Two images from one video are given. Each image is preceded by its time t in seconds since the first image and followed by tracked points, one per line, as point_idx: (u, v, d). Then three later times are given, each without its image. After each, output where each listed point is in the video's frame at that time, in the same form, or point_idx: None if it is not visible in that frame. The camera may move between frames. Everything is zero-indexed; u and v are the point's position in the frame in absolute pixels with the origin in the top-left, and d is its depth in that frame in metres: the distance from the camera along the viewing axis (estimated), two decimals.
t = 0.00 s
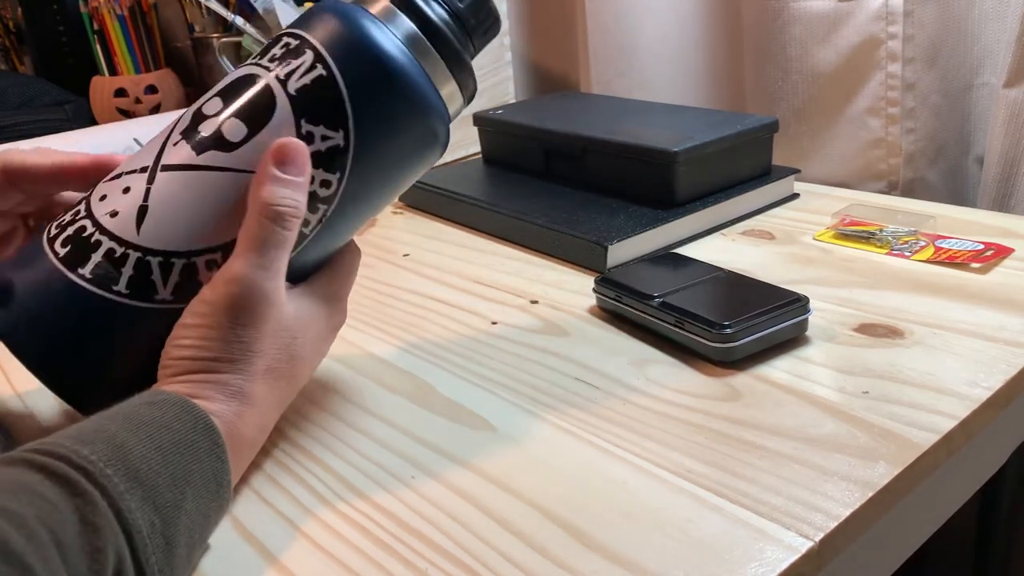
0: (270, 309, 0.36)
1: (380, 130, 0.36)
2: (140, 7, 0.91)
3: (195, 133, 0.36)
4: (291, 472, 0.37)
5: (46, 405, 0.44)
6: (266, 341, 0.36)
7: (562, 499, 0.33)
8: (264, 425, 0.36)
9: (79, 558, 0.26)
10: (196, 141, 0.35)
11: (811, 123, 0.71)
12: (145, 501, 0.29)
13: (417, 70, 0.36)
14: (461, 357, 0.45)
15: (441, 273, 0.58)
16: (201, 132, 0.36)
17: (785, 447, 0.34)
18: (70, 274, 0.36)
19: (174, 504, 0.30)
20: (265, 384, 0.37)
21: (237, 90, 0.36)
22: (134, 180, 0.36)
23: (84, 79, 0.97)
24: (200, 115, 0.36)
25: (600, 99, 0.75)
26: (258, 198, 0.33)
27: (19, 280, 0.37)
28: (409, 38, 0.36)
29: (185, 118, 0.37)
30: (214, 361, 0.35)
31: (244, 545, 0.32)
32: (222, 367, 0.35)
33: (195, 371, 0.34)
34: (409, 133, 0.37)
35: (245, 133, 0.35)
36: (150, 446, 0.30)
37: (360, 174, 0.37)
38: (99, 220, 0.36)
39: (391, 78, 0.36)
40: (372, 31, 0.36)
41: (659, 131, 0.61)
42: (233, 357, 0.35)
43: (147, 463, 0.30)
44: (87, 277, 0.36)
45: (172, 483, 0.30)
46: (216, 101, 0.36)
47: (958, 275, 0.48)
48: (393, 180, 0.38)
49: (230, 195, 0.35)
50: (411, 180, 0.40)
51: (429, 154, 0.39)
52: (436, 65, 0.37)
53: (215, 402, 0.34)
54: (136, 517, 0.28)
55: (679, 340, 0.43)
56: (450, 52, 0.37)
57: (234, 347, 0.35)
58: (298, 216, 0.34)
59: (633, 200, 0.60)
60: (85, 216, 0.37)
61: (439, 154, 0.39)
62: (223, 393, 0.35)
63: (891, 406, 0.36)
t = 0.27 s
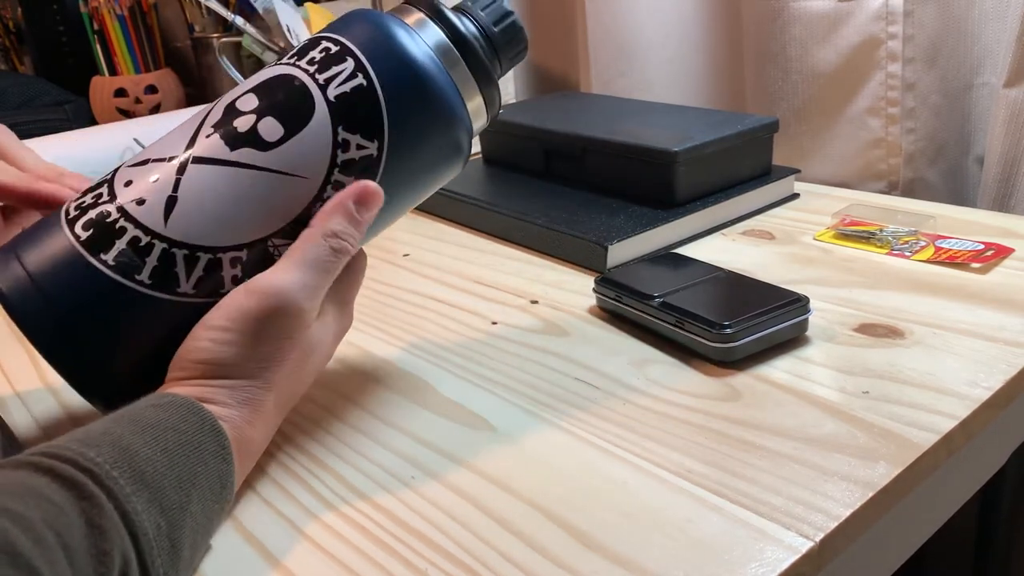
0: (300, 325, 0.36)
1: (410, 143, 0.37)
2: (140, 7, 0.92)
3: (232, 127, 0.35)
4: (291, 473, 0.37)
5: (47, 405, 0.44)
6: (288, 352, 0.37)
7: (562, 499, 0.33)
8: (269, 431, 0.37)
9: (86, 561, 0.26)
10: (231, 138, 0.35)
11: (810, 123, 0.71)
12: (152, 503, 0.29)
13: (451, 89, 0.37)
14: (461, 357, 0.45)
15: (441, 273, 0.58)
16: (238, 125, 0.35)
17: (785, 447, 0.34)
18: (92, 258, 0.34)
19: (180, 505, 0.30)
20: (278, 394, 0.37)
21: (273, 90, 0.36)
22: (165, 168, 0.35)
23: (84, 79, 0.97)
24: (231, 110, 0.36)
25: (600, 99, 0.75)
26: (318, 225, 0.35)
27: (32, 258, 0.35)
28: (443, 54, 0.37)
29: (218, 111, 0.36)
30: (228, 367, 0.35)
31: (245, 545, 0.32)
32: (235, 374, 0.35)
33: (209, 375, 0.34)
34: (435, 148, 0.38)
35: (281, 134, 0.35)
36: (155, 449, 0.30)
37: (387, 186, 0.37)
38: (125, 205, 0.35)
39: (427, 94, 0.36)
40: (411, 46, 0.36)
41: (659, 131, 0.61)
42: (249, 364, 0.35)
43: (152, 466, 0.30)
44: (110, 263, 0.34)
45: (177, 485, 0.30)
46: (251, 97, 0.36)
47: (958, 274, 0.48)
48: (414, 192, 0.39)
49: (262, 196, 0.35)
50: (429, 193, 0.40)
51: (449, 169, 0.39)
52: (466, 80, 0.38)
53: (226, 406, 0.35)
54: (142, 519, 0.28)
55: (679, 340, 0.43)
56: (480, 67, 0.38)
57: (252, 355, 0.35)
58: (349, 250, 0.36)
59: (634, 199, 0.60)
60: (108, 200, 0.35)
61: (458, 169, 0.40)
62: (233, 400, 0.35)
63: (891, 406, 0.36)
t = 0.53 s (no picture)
0: (310, 336, 0.37)
1: (426, 146, 0.37)
2: (140, 7, 0.92)
3: (243, 121, 0.35)
4: (292, 473, 0.37)
5: (48, 405, 0.44)
6: (298, 360, 0.37)
7: (562, 499, 0.33)
8: (269, 434, 0.37)
9: (84, 568, 0.26)
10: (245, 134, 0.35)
11: (810, 123, 0.71)
12: (150, 508, 0.29)
13: (471, 95, 0.37)
14: (461, 357, 0.45)
15: (441, 273, 0.58)
16: (249, 120, 0.35)
17: (785, 447, 0.34)
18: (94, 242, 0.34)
19: (179, 509, 0.30)
20: (280, 398, 0.37)
21: (289, 87, 0.35)
22: (172, 158, 0.35)
23: (84, 79, 0.97)
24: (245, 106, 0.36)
25: (600, 99, 0.74)
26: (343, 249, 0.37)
27: (32, 239, 0.35)
28: (462, 59, 0.37)
29: (230, 105, 0.36)
30: (232, 370, 0.35)
31: (246, 546, 0.32)
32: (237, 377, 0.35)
33: (211, 377, 0.35)
34: (450, 152, 0.38)
35: (292, 131, 0.35)
36: (154, 453, 0.30)
37: (399, 187, 0.37)
38: (128, 191, 0.35)
39: (445, 99, 0.36)
40: (431, 51, 0.36)
41: (659, 131, 0.61)
42: (252, 368, 0.35)
43: (151, 471, 0.30)
44: (109, 249, 0.34)
45: (176, 489, 0.30)
46: (266, 92, 0.36)
47: (958, 275, 0.48)
48: (428, 195, 0.39)
49: (267, 194, 0.35)
50: (443, 196, 0.40)
51: (465, 174, 0.39)
52: (485, 87, 0.38)
53: (223, 408, 0.35)
54: (141, 525, 0.28)
55: (679, 340, 0.43)
56: (498, 74, 0.38)
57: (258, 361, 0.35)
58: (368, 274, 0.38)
59: (634, 200, 0.60)
60: (111, 186, 0.35)
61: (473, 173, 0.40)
62: (231, 403, 0.35)
63: (891, 406, 0.36)
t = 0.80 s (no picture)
0: (314, 336, 0.37)
1: (439, 154, 0.38)
2: (140, 7, 0.92)
3: (265, 113, 0.35)
4: (292, 474, 0.37)
5: (48, 405, 0.44)
6: (303, 360, 0.37)
7: (562, 499, 0.33)
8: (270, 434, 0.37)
9: (85, 569, 0.26)
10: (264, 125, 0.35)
11: (810, 123, 0.71)
12: (151, 508, 0.29)
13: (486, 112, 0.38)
14: (461, 357, 0.45)
15: (441, 273, 0.58)
16: (272, 111, 0.35)
17: (785, 447, 0.34)
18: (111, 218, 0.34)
19: (181, 509, 0.30)
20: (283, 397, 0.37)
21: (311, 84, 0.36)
22: (192, 141, 0.35)
23: (84, 79, 0.97)
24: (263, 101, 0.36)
25: (600, 99, 0.74)
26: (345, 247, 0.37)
27: (45, 212, 0.34)
28: (480, 76, 0.38)
29: (254, 94, 0.36)
30: (235, 370, 0.35)
31: (246, 546, 0.32)
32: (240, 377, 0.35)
33: (215, 377, 0.35)
34: (462, 163, 0.38)
35: (314, 125, 0.35)
36: (155, 454, 0.30)
37: (411, 192, 0.38)
38: (147, 169, 0.34)
39: (462, 112, 0.37)
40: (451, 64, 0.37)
41: (659, 131, 0.61)
42: (257, 368, 0.36)
43: (152, 471, 0.30)
44: (123, 225, 0.34)
45: (178, 489, 0.30)
46: (288, 87, 0.36)
47: (958, 275, 0.48)
48: (437, 203, 0.40)
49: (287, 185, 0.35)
50: (450, 206, 0.41)
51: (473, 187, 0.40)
52: (499, 105, 0.39)
53: (225, 408, 0.35)
54: (142, 525, 0.28)
55: (679, 340, 0.43)
56: (510, 89, 0.39)
57: (263, 360, 0.36)
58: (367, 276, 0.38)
59: (634, 200, 0.60)
60: (129, 164, 0.35)
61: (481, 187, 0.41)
62: (234, 403, 0.35)
63: (891, 406, 0.36)
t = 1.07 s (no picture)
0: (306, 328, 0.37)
1: (424, 145, 0.38)
2: (140, 7, 0.92)
3: (248, 112, 0.36)
4: (291, 473, 0.37)
5: (48, 404, 0.44)
6: (297, 354, 0.38)
7: (562, 499, 0.33)
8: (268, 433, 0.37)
9: (82, 567, 0.26)
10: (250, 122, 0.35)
11: (810, 123, 0.71)
12: (147, 507, 0.29)
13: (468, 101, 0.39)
14: (461, 356, 0.45)
15: (441, 273, 0.58)
16: (254, 111, 0.36)
17: (785, 447, 0.34)
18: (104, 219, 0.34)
19: (177, 508, 0.30)
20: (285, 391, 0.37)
21: (293, 82, 0.37)
22: (179, 145, 0.35)
23: (84, 79, 0.97)
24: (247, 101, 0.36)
25: (600, 99, 0.74)
26: (318, 227, 0.36)
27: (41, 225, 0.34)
28: (460, 68, 0.39)
29: (236, 101, 0.37)
30: (227, 363, 0.35)
31: (246, 546, 0.32)
32: (234, 371, 0.35)
33: (209, 372, 0.35)
34: (447, 154, 0.39)
35: (297, 118, 0.36)
36: (151, 453, 0.30)
37: (399, 182, 0.39)
38: (136, 174, 0.35)
39: (444, 102, 0.38)
40: (431, 57, 0.38)
41: (659, 131, 0.61)
42: (250, 360, 0.36)
43: (148, 470, 0.30)
44: (116, 227, 0.34)
45: (174, 488, 0.30)
46: (269, 88, 0.36)
47: (958, 274, 0.48)
48: (425, 196, 0.40)
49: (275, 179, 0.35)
50: (437, 200, 0.41)
51: (459, 179, 0.41)
52: (480, 95, 0.40)
53: (220, 403, 0.35)
54: (138, 523, 0.28)
55: (679, 340, 0.43)
56: (493, 83, 0.40)
57: (256, 353, 0.36)
58: (348, 253, 0.37)
59: (634, 199, 0.60)
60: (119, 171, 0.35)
61: (467, 179, 0.42)
62: (229, 398, 0.35)
63: (891, 406, 0.36)
